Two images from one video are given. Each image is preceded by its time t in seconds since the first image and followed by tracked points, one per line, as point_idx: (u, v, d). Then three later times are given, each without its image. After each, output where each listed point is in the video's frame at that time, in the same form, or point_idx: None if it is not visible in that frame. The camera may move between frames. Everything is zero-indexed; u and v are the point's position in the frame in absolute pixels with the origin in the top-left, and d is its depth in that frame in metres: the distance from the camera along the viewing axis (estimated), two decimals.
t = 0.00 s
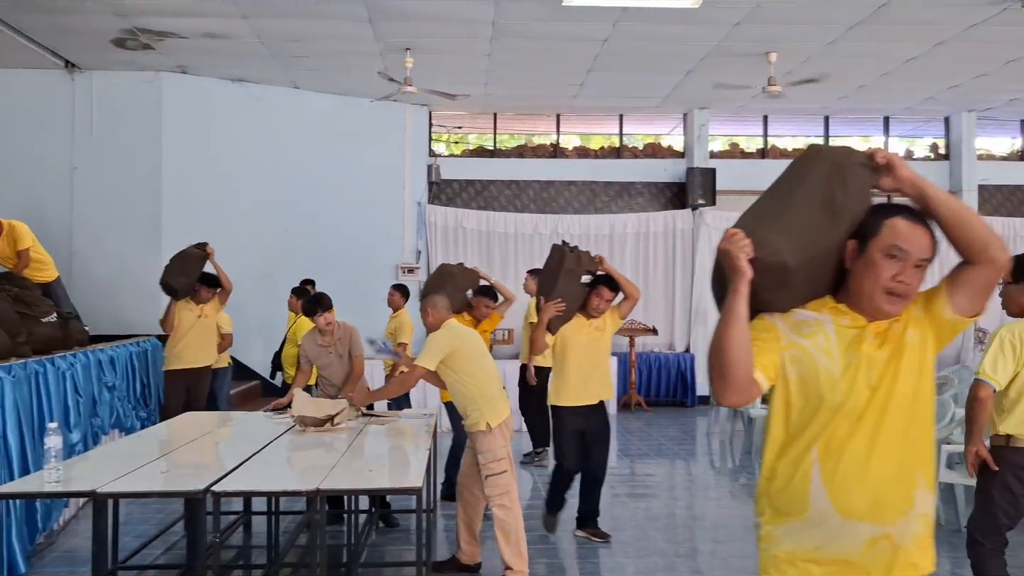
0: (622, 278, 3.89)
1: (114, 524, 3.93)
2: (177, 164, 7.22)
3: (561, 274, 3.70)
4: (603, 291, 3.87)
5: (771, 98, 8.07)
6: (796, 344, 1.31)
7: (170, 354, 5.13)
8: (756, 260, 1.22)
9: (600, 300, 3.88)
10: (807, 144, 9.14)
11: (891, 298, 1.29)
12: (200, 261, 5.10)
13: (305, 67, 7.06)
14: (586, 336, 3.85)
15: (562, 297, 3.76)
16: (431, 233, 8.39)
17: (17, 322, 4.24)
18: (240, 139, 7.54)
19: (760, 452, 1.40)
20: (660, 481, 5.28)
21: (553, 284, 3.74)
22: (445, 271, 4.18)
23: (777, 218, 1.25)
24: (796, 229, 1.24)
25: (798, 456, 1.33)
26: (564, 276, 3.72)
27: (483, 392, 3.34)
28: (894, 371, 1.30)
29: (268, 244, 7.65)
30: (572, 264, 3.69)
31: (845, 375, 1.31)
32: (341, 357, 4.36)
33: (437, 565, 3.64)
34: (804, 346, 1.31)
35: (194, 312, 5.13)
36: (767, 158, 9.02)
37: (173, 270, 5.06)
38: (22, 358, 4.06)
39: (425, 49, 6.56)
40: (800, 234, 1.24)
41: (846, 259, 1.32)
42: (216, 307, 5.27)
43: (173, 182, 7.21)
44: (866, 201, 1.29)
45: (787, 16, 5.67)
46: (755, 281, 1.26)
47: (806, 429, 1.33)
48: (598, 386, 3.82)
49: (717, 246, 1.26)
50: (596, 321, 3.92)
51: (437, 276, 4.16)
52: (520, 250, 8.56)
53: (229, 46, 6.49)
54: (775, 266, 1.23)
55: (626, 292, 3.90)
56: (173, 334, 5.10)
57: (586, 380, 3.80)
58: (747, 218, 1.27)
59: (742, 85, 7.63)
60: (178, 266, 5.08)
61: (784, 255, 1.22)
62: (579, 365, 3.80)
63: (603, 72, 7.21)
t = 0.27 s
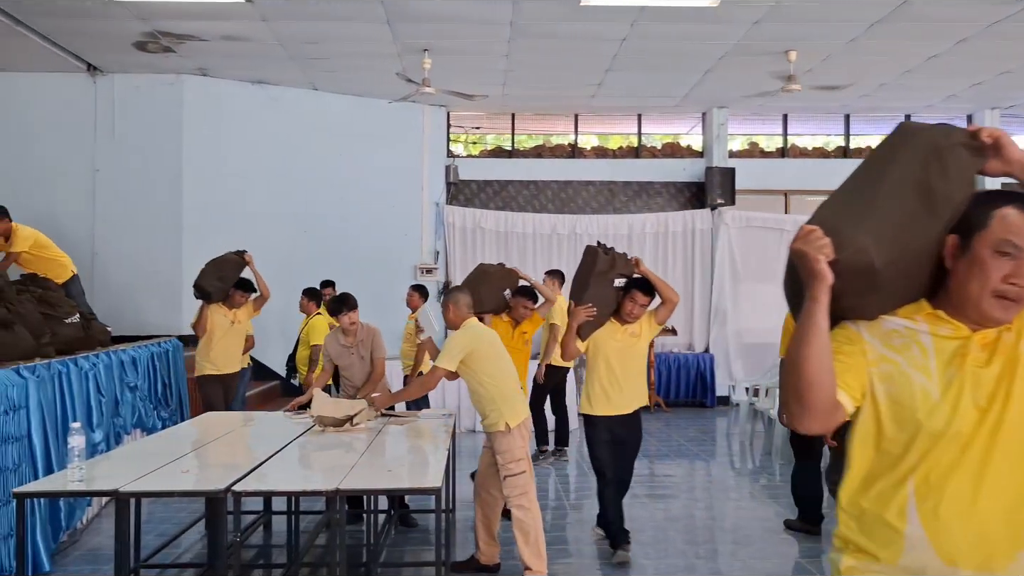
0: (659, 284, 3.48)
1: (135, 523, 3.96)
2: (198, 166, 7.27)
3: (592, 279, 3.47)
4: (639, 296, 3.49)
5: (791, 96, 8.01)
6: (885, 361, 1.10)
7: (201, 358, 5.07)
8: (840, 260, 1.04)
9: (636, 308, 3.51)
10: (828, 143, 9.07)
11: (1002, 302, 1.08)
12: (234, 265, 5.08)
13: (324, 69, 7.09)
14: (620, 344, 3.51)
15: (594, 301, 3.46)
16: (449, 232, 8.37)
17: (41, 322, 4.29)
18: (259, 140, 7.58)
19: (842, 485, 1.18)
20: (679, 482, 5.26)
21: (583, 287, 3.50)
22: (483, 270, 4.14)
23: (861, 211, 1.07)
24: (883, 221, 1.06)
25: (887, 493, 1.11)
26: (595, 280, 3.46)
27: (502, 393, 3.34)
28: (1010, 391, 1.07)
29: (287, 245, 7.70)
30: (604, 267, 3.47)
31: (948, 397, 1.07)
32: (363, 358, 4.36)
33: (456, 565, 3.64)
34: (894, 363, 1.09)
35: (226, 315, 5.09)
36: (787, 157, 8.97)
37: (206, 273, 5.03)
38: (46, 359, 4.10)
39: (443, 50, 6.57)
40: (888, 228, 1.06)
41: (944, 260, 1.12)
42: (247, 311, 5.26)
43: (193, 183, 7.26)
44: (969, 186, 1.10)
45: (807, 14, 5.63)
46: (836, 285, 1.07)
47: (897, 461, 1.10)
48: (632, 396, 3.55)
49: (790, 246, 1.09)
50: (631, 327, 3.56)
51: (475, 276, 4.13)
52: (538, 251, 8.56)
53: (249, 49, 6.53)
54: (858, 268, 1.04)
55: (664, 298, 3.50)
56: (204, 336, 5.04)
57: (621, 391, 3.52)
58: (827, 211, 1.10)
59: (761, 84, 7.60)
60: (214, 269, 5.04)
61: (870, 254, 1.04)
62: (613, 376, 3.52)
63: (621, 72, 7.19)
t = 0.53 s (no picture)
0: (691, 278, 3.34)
1: (153, 523, 3.96)
2: (215, 167, 7.29)
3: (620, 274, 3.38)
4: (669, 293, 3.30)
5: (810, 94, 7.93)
6: (997, 370, 0.91)
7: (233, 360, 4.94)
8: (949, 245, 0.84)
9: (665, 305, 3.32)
10: (847, 141, 8.98)
11: None
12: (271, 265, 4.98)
13: (340, 69, 7.09)
14: (647, 343, 3.34)
15: (621, 296, 3.33)
16: (465, 233, 8.39)
17: (61, 322, 4.32)
18: (276, 141, 7.59)
19: (943, 514, 1.00)
20: (697, 484, 5.21)
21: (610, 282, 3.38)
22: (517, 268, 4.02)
23: (970, 183, 0.87)
24: (995, 195, 0.85)
25: (1002, 532, 0.92)
26: (623, 275, 3.37)
27: (519, 392, 3.31)
28: None
29: (304, 245, 7.71)
30: (632, 261, 3.40)
31: None
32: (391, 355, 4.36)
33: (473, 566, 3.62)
34: (1007, 372, 0.91)
35: (258, 316, 4.97)
36: (806, 155, 8.89)
37: (241, 270, 4.90)
38: (65, 359, 4.12)
39: (459, 49, 6.55)
40: (1002, 202, 0.85)
41: None
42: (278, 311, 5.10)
43: (210, 184, 7.29)
44: None
45: (828, 10, 5.56)
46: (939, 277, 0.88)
47: (1018, 496, 0.91)
48: (661, 400, 3.33)
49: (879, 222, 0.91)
50: (661, 327, 3.38)
51: (513, 271, 4.03)
52: (554, 251, 8.54)
53: (265, 49, 6.54)
54: (961, 255, 0.84)
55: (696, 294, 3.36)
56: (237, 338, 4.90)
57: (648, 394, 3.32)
58: (925, 173, 0.90)
59: (781, 81, 7.52)
60: (247, 267, 4.89)
61: (982, 239, 0.84)
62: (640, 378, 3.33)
63: (638, 70, 7.15)
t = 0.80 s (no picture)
0: (723, 278, 3.02)
1: (170, 521, 4.01)
2: (231, 168, 7.36)
3: (648, 271, 3.04)
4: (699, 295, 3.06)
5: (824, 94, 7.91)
6: None
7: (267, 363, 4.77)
8: None
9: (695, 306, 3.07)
10: (862, 140, 8.94)
11: None
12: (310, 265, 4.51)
13: (354, 71, 7.14)
14: (676, 346, 3.11)
15: (649, 295, 3.04)
16: (479, 233, 8.42)
17: (79, 322, 4.38)
18: (290, 142, 7.64)
19: None
20: (711, 483, 5.21)
21: (636, 280, 3.09)
22: (555, 266, 3.66)
23: None
24: None
25: None
26: (651, 272, 3.03)
27: (529, 392, 3.33)
28: None
29: (319, 246, 7.76)
30: (663, 259, 3.04)
31: None
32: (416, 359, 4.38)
33: (486, 565, 3.65)
34: None
35: (295, 319, 4.77)
36: (819, 155, 8.86)
37: (281, 269, 4.36)
38: (83, 359, 4.17)
39: (472, 50, 6.58)
40: None
41: None
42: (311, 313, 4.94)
43: (226, 186, 7.36)
44: None
45: (840, 9, 5.55)
46: None
47: None
48: (689, 406, 3.09)
49: (957, 317, 0.44)
50: (691, 328, 3.12)
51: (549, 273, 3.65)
52: (567, 251, 8.55)
53: (281, 52, 6.60)
54: None
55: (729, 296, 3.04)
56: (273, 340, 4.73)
57: (674, 399, 3.10)
58: (993, 203, 0.42)
59: (794, 80, 7.50)
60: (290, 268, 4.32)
61: None
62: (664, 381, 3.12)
63: (651, 71, 7.15)
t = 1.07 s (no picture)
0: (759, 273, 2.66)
1: (183, 520, 4.03)
2: (243, 170, 7.39)
3: (677, 269, 2.60)
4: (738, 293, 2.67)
5: (836, 93, 7.88)
6: None
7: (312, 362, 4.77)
8: None
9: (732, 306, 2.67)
10: (875, 139, 8.89)
11: None
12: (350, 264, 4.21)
13: (366, 72, 7.16)
14: (709, 349, 2.74)
15: (679, 295, 2.59)
16: (490, 233, 8.42)
17: (93, 323, 4.40)
18: (303, 143, 7.67)
19: None
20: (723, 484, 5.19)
21: (662, 279, 2.63)
22: (590, 260, 3.34)
23: None
24: None
25: None
26: (680, 270, 2.60)
27: (535, 393, 3.33)
28: None
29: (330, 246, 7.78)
30: (693, 254, 2.62)
31: None
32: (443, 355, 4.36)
33: (497, 565, 3.65)
34: None
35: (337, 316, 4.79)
36: (832, 154, 8.82)
37: (319, 268, 4.07)
38: (98, 359, 4.20)
39: (484, 51, 6.59)
40: None
41: None
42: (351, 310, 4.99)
43: (238, 186, 7.39)
44: None
45: (854, 7, 5.52)
46: None
47: None
48: (725, 415, 2.73)
49: None
50: (724, 328, 2.76)
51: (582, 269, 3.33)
52: (579, 250, 8.55)
53: (293, 53, 6.62)
54: None
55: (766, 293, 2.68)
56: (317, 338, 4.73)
57: (710, 407, 2.72)
58: None
59: (806, 79, 7.47)
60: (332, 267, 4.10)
61: None
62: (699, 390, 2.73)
63: (662, 70, 7.14)
